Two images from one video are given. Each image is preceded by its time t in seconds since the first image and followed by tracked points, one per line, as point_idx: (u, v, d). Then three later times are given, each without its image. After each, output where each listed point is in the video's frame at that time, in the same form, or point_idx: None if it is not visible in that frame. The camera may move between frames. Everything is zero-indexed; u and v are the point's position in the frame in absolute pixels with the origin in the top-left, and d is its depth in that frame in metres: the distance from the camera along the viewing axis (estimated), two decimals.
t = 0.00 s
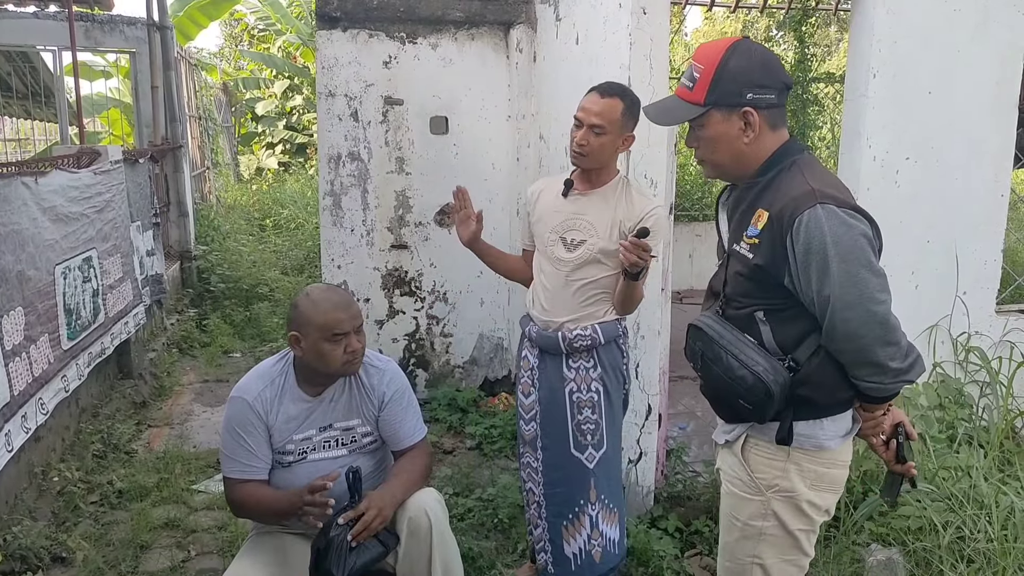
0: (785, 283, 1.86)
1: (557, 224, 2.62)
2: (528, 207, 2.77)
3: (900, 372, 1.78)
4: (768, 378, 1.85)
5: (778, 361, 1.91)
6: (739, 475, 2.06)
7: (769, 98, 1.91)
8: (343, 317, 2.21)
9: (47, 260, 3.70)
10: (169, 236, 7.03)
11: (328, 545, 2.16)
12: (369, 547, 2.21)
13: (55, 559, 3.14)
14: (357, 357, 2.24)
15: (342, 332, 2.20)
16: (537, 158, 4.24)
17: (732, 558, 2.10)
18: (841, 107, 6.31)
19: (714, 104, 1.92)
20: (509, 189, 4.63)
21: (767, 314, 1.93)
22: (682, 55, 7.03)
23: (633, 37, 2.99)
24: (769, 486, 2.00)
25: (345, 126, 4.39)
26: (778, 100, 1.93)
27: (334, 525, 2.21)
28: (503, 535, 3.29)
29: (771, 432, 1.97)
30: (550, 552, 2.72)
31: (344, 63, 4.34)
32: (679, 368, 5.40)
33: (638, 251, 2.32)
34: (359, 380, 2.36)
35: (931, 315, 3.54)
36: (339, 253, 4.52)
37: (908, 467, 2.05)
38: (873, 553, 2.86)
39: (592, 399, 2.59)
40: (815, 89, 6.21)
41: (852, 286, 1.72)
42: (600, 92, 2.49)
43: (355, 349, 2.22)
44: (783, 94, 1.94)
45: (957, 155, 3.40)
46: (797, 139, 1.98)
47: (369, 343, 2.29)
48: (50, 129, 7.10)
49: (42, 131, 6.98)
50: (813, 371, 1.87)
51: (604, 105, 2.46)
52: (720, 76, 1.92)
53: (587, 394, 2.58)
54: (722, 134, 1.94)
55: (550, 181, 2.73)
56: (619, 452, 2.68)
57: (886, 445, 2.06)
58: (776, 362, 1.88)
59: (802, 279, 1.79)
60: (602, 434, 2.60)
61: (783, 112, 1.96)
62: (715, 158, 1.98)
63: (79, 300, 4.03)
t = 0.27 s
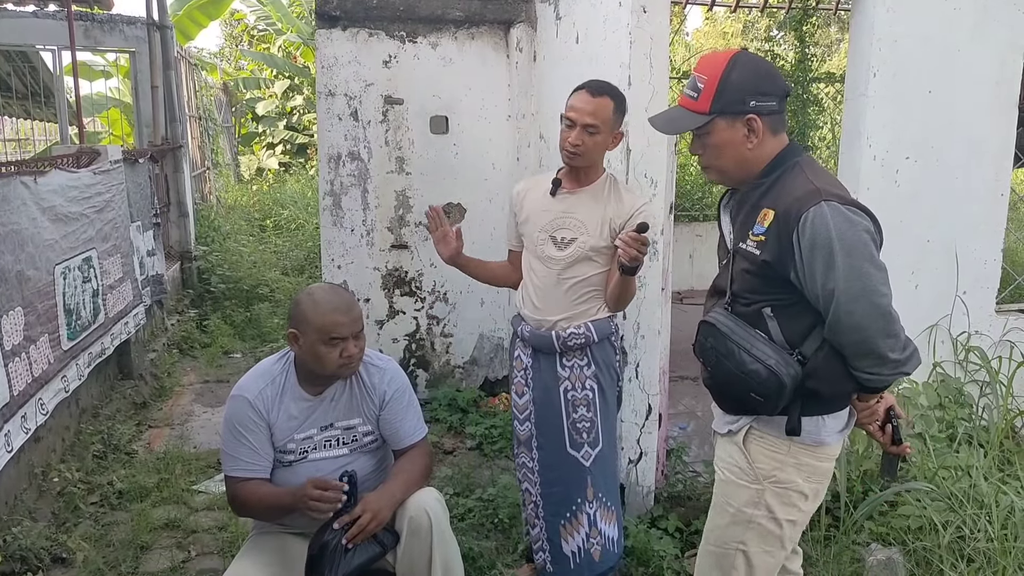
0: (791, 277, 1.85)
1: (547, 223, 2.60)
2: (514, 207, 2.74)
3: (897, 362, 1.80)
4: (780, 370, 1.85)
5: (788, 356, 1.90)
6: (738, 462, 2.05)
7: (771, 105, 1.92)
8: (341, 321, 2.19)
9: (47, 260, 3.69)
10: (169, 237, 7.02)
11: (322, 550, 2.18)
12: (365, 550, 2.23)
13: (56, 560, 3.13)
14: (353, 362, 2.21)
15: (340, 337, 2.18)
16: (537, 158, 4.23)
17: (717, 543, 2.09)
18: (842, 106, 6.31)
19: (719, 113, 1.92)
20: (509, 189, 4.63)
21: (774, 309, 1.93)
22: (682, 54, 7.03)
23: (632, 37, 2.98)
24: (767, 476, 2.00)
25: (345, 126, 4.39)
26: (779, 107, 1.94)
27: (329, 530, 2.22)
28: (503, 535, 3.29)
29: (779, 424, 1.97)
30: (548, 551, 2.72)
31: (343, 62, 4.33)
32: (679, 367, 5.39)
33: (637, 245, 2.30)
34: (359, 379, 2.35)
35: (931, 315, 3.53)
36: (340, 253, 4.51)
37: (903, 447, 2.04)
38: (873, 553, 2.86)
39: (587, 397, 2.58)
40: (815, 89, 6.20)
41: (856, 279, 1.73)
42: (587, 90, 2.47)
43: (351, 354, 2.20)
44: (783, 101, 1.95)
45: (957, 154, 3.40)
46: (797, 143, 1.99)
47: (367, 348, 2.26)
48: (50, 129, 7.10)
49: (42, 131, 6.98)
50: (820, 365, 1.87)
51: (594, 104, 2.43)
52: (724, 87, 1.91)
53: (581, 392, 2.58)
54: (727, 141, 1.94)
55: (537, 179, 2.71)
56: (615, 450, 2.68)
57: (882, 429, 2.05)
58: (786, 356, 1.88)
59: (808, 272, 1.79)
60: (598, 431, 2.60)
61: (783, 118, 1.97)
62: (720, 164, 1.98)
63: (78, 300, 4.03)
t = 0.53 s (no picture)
0: (785, 269, 1.86)
1: (540, 224, 2.60)
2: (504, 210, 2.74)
3: (889, 356, 1.79)
4: (771, 360, 1.85)
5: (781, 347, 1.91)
6: (737, 450, 2.05)
7: (775, 106, 1.93)
8: (333, 330, 2.16)
9: (47, 260, 3.69)
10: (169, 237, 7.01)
11: (322, 551, 2.19)
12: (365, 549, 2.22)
13: (56, 560, 3.13)
14: (339, 370, 2.20)
15: (330, 346, 2.16)
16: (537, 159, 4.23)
17: (709, 524, 2.09)
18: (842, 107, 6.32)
19: (726, 115, 1.93)
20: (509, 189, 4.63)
21: (770, 302, 1.93)
22: (682, 55, 7.03)
23: (633, 37, 2.98)
24: (762, 463, 2.00)
25: (345, 126, 4.38)
26: (782, 108, 1.95)
27: (329, 531, 2.22)
28: (503, 535, 3.29)
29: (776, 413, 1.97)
30: (547, 550, 2.71)
31: (344, 63, 4.33)
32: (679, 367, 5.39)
33: (634, 240, 2.31)
34: (361, 379, 2.35)
35: (932, 315, 3.53)
36: (340, 254, 4.51)
37: (907, 444, 2.05)
38: (873, 553, 2.86)
39: (586, 395, 2.59)
40: (815, 89, 6.20)
41: (844, 271, 1.73)
42: (574, 91, 2.46)
43: (338, 364, 2.18)
44: (786, 101, 1.96)
45: (957, 155, 3.40)
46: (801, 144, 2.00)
47: (359, 358, 2.24)
48: (50, 129, 7.10)
49: (42, 132, 6.98)
50: (813, 357, 1.87)
51: (582, 105, 2.44)
52: (729, 89, 1.92)
53: (581, 390, 2.58)
54: (734, 143, 1.94)
55: (526, 181, 2.71)
56: (614, 447, 2.69)
57: (884, 426, 2.06)
58: (778, 347, 1.89)
59: (799, 264, 1.80)
60: (597, 429, 2.60)
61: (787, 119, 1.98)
62: (727, 166, 1.98)
63: (79, 300, 4.02)
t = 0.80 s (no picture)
0: (778, 266, 1.87)
1: (534, 225, 2.61)
2: (498, 213, 2.74)
3: (879, 354, 1.79)
4: (763, 355, 1.85)
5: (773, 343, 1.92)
6: (737, 456, 2.07)
7: (771, 106, 1.93)
8: (330, 333, 2.16)
9: (48, 260, 3.68)
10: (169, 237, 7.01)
11: (322, 552, 2.19)
12: (366, 550, 2.22)
13: (56, 560, 3.13)
14: (335, 373, 2.20)
15: (326, 348, 2.16)
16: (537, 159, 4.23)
17: (723, 535, 2.10)
18: (841, 107, 6.32)
19: (723, 119, 1.93)
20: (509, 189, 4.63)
21: (764, 299, 1.94)
22: (682, 55, 7.04)
23: (632, 37, 2.99)
24: (764, 467, 2.01)
25: (345, 126, 4.39)
26: (779, 108, 1.95)
27: (329, 532, 2.22)
28: (503, 535, 3.29)
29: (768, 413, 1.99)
30: (552, 549, 2.71)
31: (344, 63, 4.33)
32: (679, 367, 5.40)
33: (628, 239, 2.31)
34: (361, 379, 2.35)
35: (931, 315, 3.53)
36: (340, 254, 4.51)
37: (897, 448, 2.04)
38: (873, 553, 2.87)
39: (587, 393, 2.59)
40: (815, 89, 6.21)
41: (834, 268, 1.74)
42: (561, 90, 2.45)
43: (335, 367, 2.18)
44: (782, 100, 1.96)
45: (957, 155, 3.40)
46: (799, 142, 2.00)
47: (357, 361, 2.23)
48: (50, 129, 7.10)
49: (42, 132, 6.98)
50: (805, 354, 1.88)
51: (570, 105, 2.43)
52: (725, 93, 1.92)
53: (581, 388, 2.59)
54: (734, 146, 1.95)
55: (518, 184, 2.70)
56: (616, 446, 2.69)
57: (877, 428, 2.06)
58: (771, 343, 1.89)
59: (791, 260, 1.81)
60: (599, 427, 2.61)
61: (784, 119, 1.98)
62: (728, 169, 1.99)
63: (79, 300, 4.02)
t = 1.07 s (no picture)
0: (787, 268, 1.86)
1: (534, 227, 2.62)
2: (497, 216, 2.75)
3: (892, 352, 1.79)
4: (777, 358, 1.85)
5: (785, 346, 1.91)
6: (746, 460, 2.07)
7: (766, 109, 1.94)
8: (330, 334, 2.16)
9: (47, 259, 3.69)
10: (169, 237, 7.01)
11: (325, 555, 2.19)
12: (368, 551, 2.22)
13: (56, 559, 3.13)
14: (335, 373, 2.20)
15: (326, 349, 2.16)
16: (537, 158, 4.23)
17: (727, 537, 2.10)
18: (841, 107, 6.33)
19: (719, 124, 1.94)
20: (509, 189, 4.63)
21: (773, 303, 1.94)
22: (682, 55, 7.04)
23: (632, 37, 2.99)
24: (775, 472, 2.01)
25: (345, 126, 4.39)
26: (774, 111, 1.96)
27: (332, 534, 2.22)
28: (503, 535, 3.29)
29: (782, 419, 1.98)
30: (555, 546, 2.71)
31: (344, 63, 4.34)
32: (678, 368, 5.40)
33: (624, 241, 2.35)
34: (361, 379, 2.36)
35: (931, 315, 3.54)
36: (339, 254, 4.51)
37: (906, 444, 2.07)
38: (873, 553, 2.88)
39: (591, 392, 2.60)
40: (815, 89, 6.22)
41: (846, 267, 1.74)
42: (545, 93, 2.46)
43: (335, 367, 2.19)
44: (776, 103, 1.97)
45: (957, 155, 3.41)
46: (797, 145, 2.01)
47: (356, 361, 2.24)
48: (50, 129, 7.08)
49: (42, 132, 6.97)
50: (816, 355, 1.88)
51: (554, 106, 2.44)
52: (720, 99, 1.93)
53: (586, 386, 2.60)
54: (731, 150, 1.96)
55: (516, 186, 2.71)
56: (620, 444, 2.70)
57: (885, 426, 2.07)
58: (784, 345, 1.88)
59: (801, 261, 1.81)
60: (603, 425, 2.61)
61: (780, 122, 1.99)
62: (726, 174, 2.00)
63: (79, 299, 4.03)
